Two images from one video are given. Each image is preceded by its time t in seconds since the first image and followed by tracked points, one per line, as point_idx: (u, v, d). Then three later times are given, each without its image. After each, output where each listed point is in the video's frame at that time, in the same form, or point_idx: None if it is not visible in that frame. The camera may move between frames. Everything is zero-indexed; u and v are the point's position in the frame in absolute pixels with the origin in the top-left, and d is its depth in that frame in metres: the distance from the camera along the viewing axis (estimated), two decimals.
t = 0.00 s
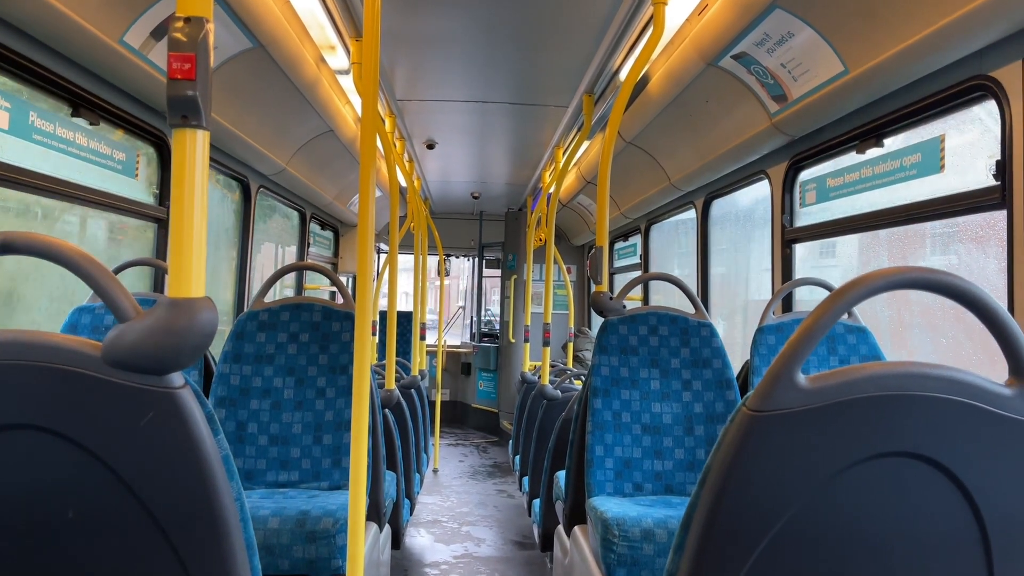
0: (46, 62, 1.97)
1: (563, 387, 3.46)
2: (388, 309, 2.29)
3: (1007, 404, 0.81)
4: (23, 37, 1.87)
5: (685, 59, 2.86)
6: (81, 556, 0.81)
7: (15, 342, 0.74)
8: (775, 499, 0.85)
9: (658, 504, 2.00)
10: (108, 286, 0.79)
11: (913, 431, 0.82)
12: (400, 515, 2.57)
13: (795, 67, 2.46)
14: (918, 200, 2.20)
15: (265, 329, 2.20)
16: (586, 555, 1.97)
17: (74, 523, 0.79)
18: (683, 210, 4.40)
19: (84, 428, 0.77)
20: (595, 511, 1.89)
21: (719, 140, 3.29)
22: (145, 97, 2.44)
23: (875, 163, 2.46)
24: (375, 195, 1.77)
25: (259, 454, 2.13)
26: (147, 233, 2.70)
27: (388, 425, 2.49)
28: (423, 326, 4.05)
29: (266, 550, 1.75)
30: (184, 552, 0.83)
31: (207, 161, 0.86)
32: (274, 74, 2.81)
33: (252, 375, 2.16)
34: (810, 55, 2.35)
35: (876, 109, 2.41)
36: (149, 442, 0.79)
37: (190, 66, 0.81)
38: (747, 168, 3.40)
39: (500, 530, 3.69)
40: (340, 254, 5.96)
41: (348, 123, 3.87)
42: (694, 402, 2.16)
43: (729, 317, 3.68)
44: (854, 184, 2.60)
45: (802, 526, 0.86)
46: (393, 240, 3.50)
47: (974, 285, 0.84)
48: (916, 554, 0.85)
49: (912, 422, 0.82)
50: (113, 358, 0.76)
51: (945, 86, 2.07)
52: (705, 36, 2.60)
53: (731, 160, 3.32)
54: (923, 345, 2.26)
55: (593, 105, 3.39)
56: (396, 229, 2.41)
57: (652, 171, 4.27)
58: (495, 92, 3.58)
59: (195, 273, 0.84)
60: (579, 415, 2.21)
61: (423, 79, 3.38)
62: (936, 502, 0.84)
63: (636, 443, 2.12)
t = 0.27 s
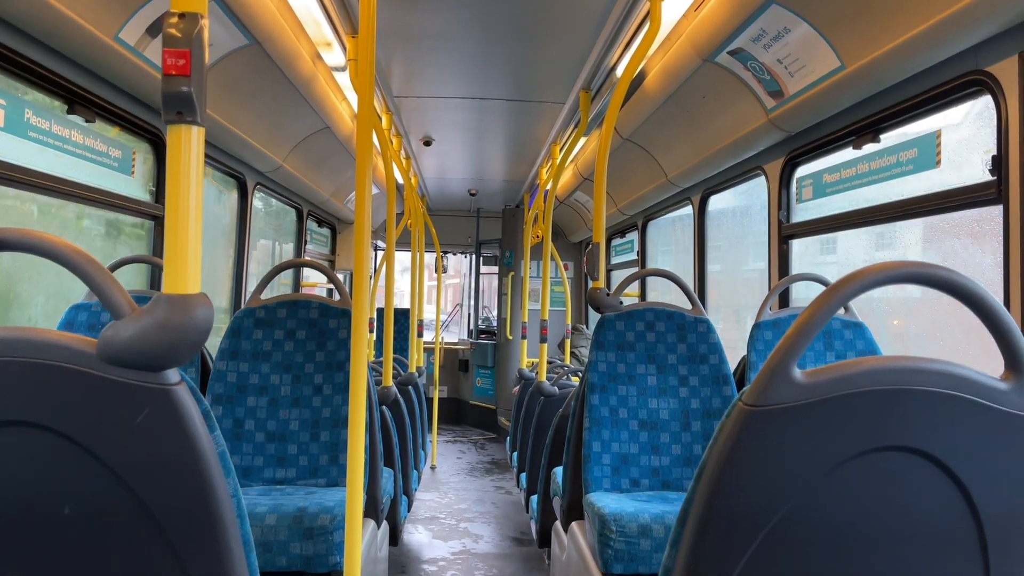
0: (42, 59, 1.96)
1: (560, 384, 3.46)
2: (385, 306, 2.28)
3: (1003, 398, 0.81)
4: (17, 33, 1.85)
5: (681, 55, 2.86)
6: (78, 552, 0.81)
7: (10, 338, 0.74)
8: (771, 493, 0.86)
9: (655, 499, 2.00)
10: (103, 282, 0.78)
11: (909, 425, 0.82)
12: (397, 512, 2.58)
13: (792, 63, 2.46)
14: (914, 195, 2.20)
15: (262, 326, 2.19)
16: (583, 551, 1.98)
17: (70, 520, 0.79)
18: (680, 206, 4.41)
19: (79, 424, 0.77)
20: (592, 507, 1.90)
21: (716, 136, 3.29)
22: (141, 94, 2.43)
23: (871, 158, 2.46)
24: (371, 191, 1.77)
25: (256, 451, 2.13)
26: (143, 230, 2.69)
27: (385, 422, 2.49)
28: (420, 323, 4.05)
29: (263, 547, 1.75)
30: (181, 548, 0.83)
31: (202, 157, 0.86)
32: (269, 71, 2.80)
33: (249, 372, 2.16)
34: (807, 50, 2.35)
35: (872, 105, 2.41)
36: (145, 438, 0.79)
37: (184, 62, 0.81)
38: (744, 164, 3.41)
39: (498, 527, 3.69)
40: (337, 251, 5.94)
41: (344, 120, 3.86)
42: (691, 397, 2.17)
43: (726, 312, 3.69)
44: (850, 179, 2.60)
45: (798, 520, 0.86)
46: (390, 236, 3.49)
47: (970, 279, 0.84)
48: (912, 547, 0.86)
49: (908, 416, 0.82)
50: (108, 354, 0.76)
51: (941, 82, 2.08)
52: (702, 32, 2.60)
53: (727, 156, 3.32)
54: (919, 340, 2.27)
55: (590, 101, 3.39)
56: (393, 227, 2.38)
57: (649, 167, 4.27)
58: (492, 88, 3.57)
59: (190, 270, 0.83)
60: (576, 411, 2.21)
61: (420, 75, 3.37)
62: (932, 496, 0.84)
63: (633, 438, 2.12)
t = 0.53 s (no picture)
0: (38, 57, 1.95)
1: (559, 381, 3.46)
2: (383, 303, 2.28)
3: (1000, 389, 0.82)
4: (13, 30, 1.84)
5: (678, 51, 2.86)
6: (77, 548, 0.81)
7: (8, 332, 0.74)
8: (770, 485, 0.86)
9: (654, 495, 2.01)
10: (100, 277, 0.78)
11: (907, 416, 0.82)
12: (396, 509, 2.58)
13: (788, 59, 2.46)
14: (911, 191, 2.20)
15: (260, 323, 2.19)
16: (581, 547, 1.98)
17: (69, 515, 0.79)
18: (677, 203, 4.41)
19: (77, 419, 0.76)
20: (591, 503, 1.90)
21: (713, 133, 3.29)
22: (138, 92, 2.42)
23: (868, 154, 2.47)
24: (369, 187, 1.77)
25: (254, 449, 2.13)
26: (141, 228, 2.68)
27: (383, 419, 2.49)
28: (418, 320, 4.04)
29: (262, 544, 1.75)
30: (180, 543, 0.83)
31: (199, 150, 0.85)
32: (266, 68, 2.79)
33: (247, 369, 2.16)
34: (803, 46, 2.35)
35: (869, 100, 2.41)
36: (144, 433, 0.79)
37: (180, 56, 0.80)
38: (741, 161, 3.41)
39: (497, 524, 3.69)
40: (334, 250, 5.94)
41: (341, 118, 3.85)
42: (689, 393, 2.17)
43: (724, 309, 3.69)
44: (847, 175, 2.60)
45: (797, 512, 0.87)
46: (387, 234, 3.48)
47: (967, 271, 0.85)
48: (910, 537, 0.86)
49: (906, 407, 0.82)
50: (107, 348, 0.76)
51: (937, 78, 2.08)
52: (699, 29, 2.60)
53: (724, 153, 3.33)
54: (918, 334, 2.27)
55: (587, 98, 3.39)
56: (390, 224, 2.37)
57: (646, 164, 4.27)
58: (489, 86, 3.57)
59: (188, 264, 0.83)
60: (575, 407, 2.21)
61: (417, 73, 3.36)
62: (929, 486, 0.85)
63: (632, 434, 2.13)
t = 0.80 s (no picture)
0: (39, 58, 1.95)
1: (559, 382, 3.46)
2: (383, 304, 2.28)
3: (1000, 395, 0.82)
4: (14, 31, 1.84)
5: (679, 53, 2.86)
6: (77, 552, 0.81)
7: (8, 337, 0.74)
8: (770, 491, 0.86)
9: (653, 497, 2.01)
10: (101, 281, 0.78)
11: (907, 422, 0.82)
12: (396, 510, 2.58)
13: (789, 61, 2.46)
14: (911, 193, 2.20)
15: (260, 324, 2.19)
16: (581, 550, 1.98)
17: (69, 519, 0.79)
18: (677, 205, 4.41)
19: (77, 423, 0.76)
20: (591, 506, 1.90)
21: (713, 134, 3.29)
22: (139, 93, 2.42)
23: (869, 156, 2.47)
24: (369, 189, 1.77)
25: (254, 450, 2.13)
26: (141, 229, 2.68)
27: (383, 420, 2.49)
28: (418, 321, 4.04)
29: (262, 546, 1.75)
30: (180, 548, 0.83)
31: (200, 155, 0.85)
32: (267, 69, 2.79)
33: (247, 371, 2.16)
34: (804, 49, 2.35)
35: (870, 103, 2.41)
36: (144, 437, 0.79)
37: (182, 61, 0.80)
38: (742, 163, 3.41)
39: (496, 525, 3.70)
40: (335, 250, 5.94)
41: (342, 118, 3.85)
42: (689, 395, 2.17)
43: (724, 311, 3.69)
44: (847, 178, 2.60)
45: (797, 518, 0.87)
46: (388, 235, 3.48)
47: (967, 277, 0.85)
48: (910, 544, 0.86)
49: (906, 413, 0.82)
50: (107, 353, 0.76)
51: (938, 80, 2.08)
52: (700, 31, 2.60)
53: (725, 155, 3.33)
54: (917, 337, 2.27)
55: (588, 99, 3.39)
56: (390, 225, 2.37)
57: (647, 165, 4.27)
58: (489, 87, 3.56)
59: (188, 269, 0.83)
60: (575, 409, 2.21)
61: (418, 74, 3.36)
62: (929, 492, 0.85)
63: (632, 436, 2.13)
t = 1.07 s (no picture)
0: (37, 57, 1.95)
1: (558, 380, 3.46)
2: (382, 303, 2.28)
3: (994, 391, 0.81)
4: (12, 30, 1.85)
5: (678, 51, 2.85)
6: (72, 549, 0.81)
7: (3, 334, 0.74)
8: (765, 487, 0.86)
9: (652, 495, 2.01)
10: (96, 278, 0.78)
11: (902, 419, 0.82)
12: (395, 508, 2.58)
13: (788, 58, 2.45)
14: (910, 191, 2.20)
15: (259, 323, 2.19)
16: (580, 548, 1.98)
17: (65, 516, 0.79)
18: (677, 203, 4.41)
19: (72, 420, 0.77)
20: (589, 503, 1.90)
21: (713, 132, 3.29)
22: (138, 92, 2.43)
23: (868, 154, 2.46)
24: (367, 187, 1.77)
25: (253, 448, 2.13)
26: (141, 228, 2.69)
27: (383, 419, 2.50)
28: (418, 320, 4.04)
29: (261, 544, 1.75)
30: (176, 544, 0.84)
31: (194, 152, 0.86)
32: (266, 68, 2.80)
33: (246, 369, 2.16)
34: (803, 46, 2.35)
35: (869, 100, 2.40)
36: (139, 434, 0.79)
37: (176, 58, 0.81)
38: (741, 161, 3.40)
39: (496, 523, 3.70)
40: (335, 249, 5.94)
41: (342, 117, 3.85)
42: (688, 393, 2.17)
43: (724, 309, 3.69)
44: (847, 175, 2.60)
45: (792, 514, 0.87)
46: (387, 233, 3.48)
47: (961, 273, 0.84)
48: (905, 540, 0.86)
49: (901, 410, 0.82)
50: (102, 350, 0.76)
51: (937, 78, 2.08)
52: (699, 29, 2.59)
53: (724, 153, 3.32)
54: (916, 334, 2.27)
55: (587, 97, 3.39)
56: (389, 224, 2.37)
57: (647, 164, 4.27)
58: (488, 85, 3.56)
59: (183, 265, 0.84)
60: (573, 407, 2.22)
61: (417, 72, 3.36)
62: (924, 489, 0.84)
63: (630, 434, 2.13)
